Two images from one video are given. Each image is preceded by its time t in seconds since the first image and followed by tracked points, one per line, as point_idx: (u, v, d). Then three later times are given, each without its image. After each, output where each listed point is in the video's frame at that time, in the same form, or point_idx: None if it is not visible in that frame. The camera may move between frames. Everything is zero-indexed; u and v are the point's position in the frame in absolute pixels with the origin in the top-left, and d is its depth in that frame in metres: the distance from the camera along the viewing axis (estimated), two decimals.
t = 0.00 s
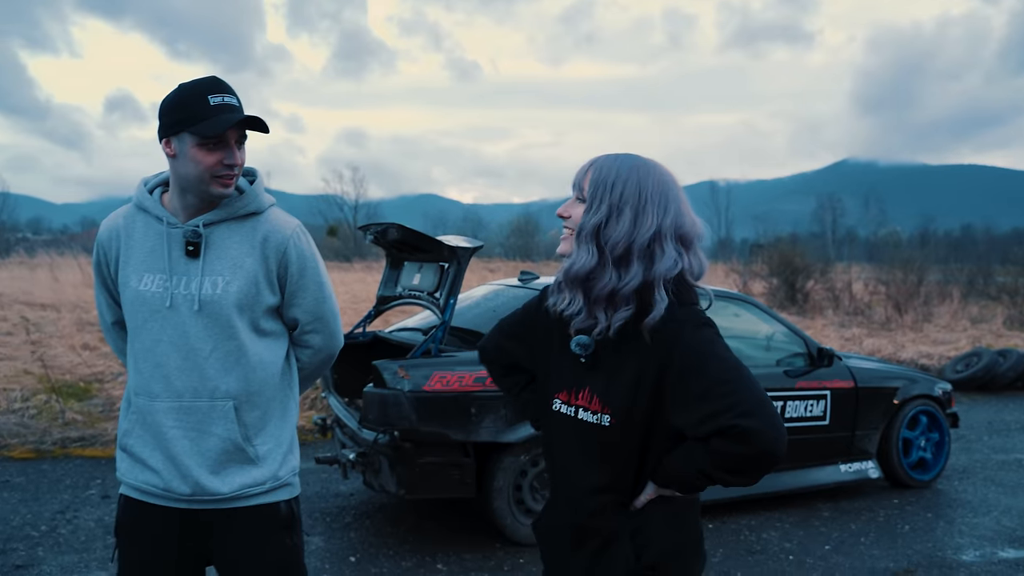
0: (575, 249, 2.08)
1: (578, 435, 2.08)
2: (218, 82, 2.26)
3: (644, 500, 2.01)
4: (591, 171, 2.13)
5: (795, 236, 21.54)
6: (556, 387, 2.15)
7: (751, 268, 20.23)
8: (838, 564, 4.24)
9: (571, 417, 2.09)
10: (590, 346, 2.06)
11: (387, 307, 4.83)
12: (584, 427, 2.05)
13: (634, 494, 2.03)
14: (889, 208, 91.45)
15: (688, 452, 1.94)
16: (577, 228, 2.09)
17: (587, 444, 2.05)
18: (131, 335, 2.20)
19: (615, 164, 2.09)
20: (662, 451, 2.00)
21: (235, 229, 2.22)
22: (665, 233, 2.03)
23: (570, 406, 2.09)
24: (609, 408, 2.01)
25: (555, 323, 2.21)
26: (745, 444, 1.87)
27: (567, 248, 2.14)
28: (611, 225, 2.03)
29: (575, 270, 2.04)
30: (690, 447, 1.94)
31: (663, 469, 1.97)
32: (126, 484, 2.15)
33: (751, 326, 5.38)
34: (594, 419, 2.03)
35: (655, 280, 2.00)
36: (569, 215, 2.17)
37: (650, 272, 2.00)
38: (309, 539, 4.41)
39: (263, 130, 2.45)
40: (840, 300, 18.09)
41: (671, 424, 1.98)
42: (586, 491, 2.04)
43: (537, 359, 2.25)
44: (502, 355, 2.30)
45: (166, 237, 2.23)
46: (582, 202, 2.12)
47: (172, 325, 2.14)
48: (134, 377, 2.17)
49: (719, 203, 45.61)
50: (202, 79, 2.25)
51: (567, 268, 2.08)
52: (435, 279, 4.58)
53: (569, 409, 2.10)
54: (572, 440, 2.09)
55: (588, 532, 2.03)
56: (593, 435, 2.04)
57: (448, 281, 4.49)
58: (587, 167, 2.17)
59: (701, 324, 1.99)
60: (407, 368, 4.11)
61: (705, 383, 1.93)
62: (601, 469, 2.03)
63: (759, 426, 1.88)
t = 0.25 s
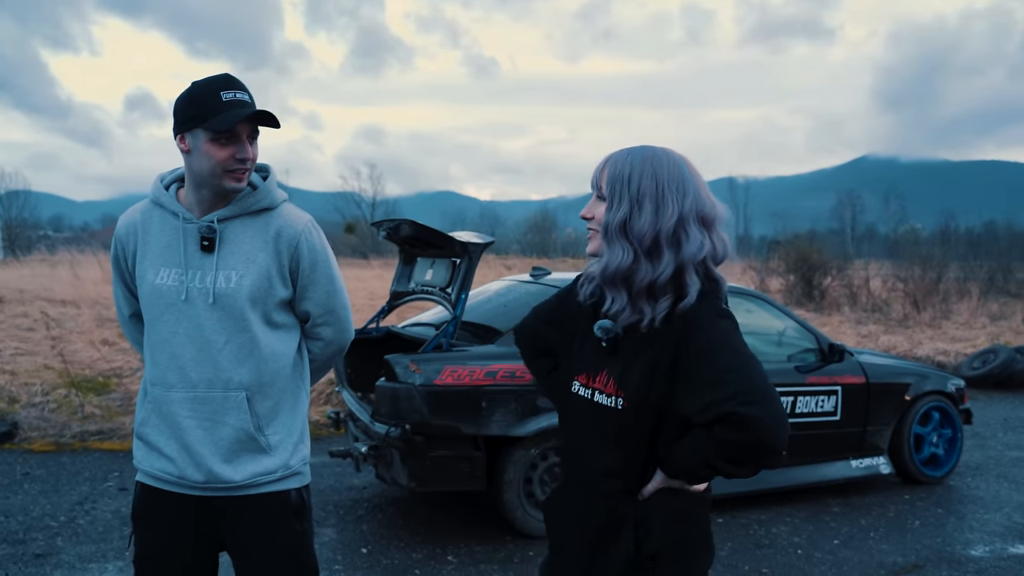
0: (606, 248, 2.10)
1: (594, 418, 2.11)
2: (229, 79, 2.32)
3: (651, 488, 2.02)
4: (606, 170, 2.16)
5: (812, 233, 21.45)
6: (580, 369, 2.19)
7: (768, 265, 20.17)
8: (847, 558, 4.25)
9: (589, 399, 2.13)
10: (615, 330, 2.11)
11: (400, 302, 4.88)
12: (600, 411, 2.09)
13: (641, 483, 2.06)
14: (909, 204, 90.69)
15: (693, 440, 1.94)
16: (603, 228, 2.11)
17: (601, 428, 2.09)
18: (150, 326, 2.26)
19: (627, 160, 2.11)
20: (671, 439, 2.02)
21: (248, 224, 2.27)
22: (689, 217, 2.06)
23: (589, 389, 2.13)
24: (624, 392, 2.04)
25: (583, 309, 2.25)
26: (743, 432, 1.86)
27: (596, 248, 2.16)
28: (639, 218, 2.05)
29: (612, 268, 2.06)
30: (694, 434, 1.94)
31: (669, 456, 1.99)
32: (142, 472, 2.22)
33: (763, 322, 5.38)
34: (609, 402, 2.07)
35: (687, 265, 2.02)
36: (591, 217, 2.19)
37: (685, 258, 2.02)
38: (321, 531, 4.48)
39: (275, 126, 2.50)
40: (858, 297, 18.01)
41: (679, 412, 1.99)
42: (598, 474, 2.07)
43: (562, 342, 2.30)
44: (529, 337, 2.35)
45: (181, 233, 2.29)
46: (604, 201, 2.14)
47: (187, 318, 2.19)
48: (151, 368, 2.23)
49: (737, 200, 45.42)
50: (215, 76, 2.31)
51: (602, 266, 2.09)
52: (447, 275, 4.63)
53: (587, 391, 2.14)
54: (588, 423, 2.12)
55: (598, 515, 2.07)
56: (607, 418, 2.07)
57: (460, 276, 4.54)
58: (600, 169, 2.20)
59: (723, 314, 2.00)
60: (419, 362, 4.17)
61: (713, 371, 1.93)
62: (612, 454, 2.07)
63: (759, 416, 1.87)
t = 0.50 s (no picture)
0: (614, 241, 2.13)
1: (595, 407, 2.16)
2: (228, 79, 2.36)
3: (646, 479, 2.06)
4: (620, 166, 2.19)
5: (819, 228, 21.42)
6: (588, 358, 2.23)
7: (774, 261, 20.17)
8: (845, 552, 4.29)
9: (594, 388, 2.18)
10: (619, 323, 2.14)
11: (403, 298, 4.93)
12: (602, 399, 2.14)
13: (639, 472, 2.09)
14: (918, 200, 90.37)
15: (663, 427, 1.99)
16: (613, 221, 2.14)
17: (600, 416, 2.13)
18: (154, 319, 2.31)
19: (639, 157, 2.16)
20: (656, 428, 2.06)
21: (249, 221, 2.32)
22: (699, 215, 2.09)
23: (595, 378, 2.18)
24: (626, 382, 2.08)
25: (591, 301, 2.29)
26: (694, 418, 1.90)
27: (605, 241, 2.19)
28: (648, 213, 2.08)
29: (619, 261, 2.08)
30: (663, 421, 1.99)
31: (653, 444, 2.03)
32: (146, 463, 2.27)
33: (765, 317, 5.40)
34: (611, 390, 2.12)
35: (693, 260, 2.05)
36: (602, 211, 2.22)
37: (692, 254, 2.05)
38: (325, 524, 4.53)
39: (274, 123, 2.54)
40: (864, 292, 17.99)
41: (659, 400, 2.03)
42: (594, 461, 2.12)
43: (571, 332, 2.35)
44: (541, 325, 2.39)
45: (184, 229, 2.34)
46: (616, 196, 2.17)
47: (189, 313, 2.24)
48: (154, 362, 2.28)
49: (744, 196, 45.36)
50: (214, 76, 2.36)
51: (610, 259, 2.12)
52: (450, 270, 4.67)
53: (593, 380, 2.19)
54: (590, 412, 2.17)
55: (593, 502, 2.11)
56: (607, 406, 2.12)
57: (462, 272, 4.58)
58: (614, 165, 2.23)
59: (719, 311, 2.01)
60: (421, 357, 4.21)
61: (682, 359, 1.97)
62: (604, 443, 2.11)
63: (712, 402, 1.90)
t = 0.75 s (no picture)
0: (607, 250, 2.16)
1: (591, 401, 2.19)
2: (226, 78, 2.39)
3: (638, 475, 2.08)
4: (609, 173, 2.22)
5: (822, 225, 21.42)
6: (587, 353, 2.26)
7: (777, 258, 20.18)
8: (843, 547, 4.32)
9: (592, 383, 2.21)
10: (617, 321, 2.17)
11: (404, 294, 4.96)
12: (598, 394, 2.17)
13: (631, 465, 2.12)
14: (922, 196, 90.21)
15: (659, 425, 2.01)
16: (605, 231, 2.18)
17: (596, 411, 2.16)
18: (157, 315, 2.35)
19: (626, 162, 2.18)
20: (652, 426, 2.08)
21: (249, 218, 2.35)
22: (688, 221, 2.11)
23: (592, 372, 2.21)
24: (621, 377, 2.12)
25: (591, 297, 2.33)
26: (691, 417, 1.92)
27: (600, 249, 2.22)
28: (637, 221, 2.11)
29: (611, 271, 2.12)
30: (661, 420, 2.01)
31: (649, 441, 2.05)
32: (148, 456, 2.30)
33: (765, 314, 5.42)
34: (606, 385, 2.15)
35: (686, 265, 2.07)
36: (595, 217, 2.25)
37: (683, 260, 2.07)
38: (327, 518, 4.57)
39: (272, 121, 2.57)
40: (867, 290, 17.99)
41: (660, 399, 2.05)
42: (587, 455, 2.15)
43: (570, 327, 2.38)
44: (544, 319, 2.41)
45: (185, 226, 2.37)
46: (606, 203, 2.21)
47: (190, 308, 2.27)
48: (156, 357, 2.31)
49: (747, 193, 45.34)
50: (213, 76, 2.39)
51: (602, 268, 2.15)
52: (450, 267, 4.70)
53: (591, 374, 2.22)
54: (586, 406, 2.20)
55: (586, 495, 2.14)
56: (603, 401, 2.15)
57: (462, 269, 4.61)
58: (604, 171, 2.26)
59: (718, 310, 2.05)
60: (421, 353, 4.24)
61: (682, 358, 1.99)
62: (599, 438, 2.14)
63: (708, 402, 1.92)
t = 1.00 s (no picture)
0: (601, 238, 2.18)
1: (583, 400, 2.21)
2: (230, 76, 2.41)
3: (635, 470, 2.10)
4: (614, 162, 2.23)
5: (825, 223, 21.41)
6: (575, 352, 2.29)
7: (779, 256, 20.17)
8: (842, 543, 4.34)
9: (580, 383, 2.24)
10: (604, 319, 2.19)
11: (406, 292, 4.98)
12: (590, 394, 2.19)
13: (625, 464, 2.12)
14: (925, 194, 90.10)
15: (686, 430, 2.04)
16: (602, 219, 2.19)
17: (590, 410, 2.18)
18: (161, 311, 2.37)
19: (631, 156, 2.19)
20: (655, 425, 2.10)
21: (253, 214, 2.38)
22: (684, 220, 2.13)
23: (582, 372, 2.23)
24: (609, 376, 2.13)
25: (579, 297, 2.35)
26: (736, 424, 1.97)
27: (593, 236, 2.24)
28: (634, 213, 2.12)
29: (603, 259, 2.14)
30: (686, 425, 2.04)
31: (660, 443, 2.08)
32: (154, 451, 2.33)
33: (765, 311, 5.44)
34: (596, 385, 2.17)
35: (676, 264, 2.09)
36: (593, 205, 2.27)
37: (674, 258, 2.09)
38: (329, 514, 4.60)
39: (276, 119, 2.59)
40: (869, 287, 17.98)
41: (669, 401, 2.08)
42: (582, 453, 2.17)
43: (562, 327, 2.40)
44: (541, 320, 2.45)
45: (190, 222, 2.40)
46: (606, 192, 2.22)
47: (196, 304, 2.30)
48: (161, 352, 2.34)
49: (750, 190, 45.30)
50: (217, 74, 2.41)
51: (595, 256, 2.17)
52: (451, 264, 4.72)
53: (581, 375, 2.24)
54: (580, 405, 2.22)
55: (582, 491, 2.16)
56: (595, 400, 2.17)
57: (463, 266, 4.64)
58: (609, 160, 2.27)
59: (707, 308, 2.09)
60: (423, 350, 4.26)
61: (708, 364, 2.02)
62: (594, 436, 2.16)
63: (755, 409, 1.97)
